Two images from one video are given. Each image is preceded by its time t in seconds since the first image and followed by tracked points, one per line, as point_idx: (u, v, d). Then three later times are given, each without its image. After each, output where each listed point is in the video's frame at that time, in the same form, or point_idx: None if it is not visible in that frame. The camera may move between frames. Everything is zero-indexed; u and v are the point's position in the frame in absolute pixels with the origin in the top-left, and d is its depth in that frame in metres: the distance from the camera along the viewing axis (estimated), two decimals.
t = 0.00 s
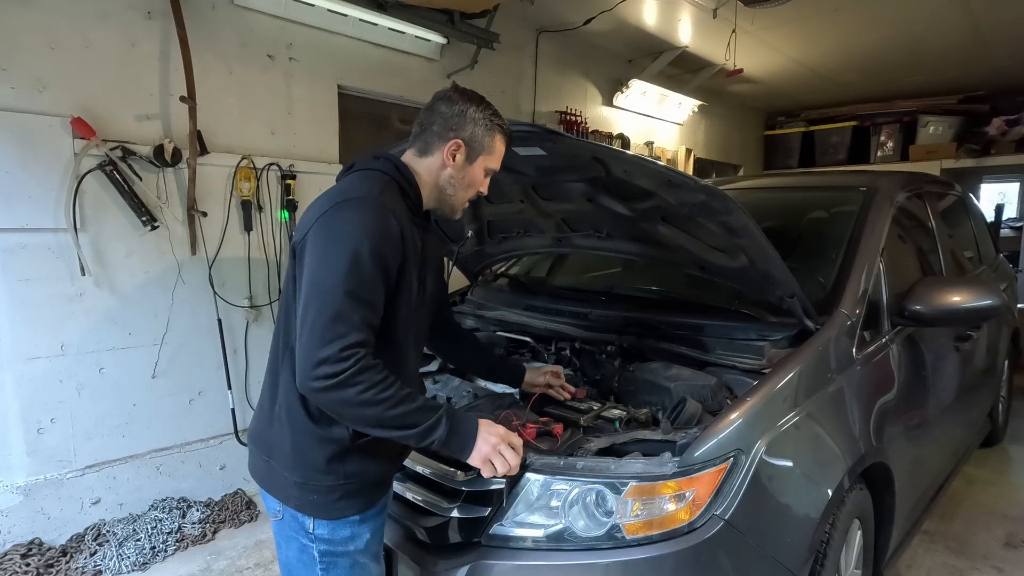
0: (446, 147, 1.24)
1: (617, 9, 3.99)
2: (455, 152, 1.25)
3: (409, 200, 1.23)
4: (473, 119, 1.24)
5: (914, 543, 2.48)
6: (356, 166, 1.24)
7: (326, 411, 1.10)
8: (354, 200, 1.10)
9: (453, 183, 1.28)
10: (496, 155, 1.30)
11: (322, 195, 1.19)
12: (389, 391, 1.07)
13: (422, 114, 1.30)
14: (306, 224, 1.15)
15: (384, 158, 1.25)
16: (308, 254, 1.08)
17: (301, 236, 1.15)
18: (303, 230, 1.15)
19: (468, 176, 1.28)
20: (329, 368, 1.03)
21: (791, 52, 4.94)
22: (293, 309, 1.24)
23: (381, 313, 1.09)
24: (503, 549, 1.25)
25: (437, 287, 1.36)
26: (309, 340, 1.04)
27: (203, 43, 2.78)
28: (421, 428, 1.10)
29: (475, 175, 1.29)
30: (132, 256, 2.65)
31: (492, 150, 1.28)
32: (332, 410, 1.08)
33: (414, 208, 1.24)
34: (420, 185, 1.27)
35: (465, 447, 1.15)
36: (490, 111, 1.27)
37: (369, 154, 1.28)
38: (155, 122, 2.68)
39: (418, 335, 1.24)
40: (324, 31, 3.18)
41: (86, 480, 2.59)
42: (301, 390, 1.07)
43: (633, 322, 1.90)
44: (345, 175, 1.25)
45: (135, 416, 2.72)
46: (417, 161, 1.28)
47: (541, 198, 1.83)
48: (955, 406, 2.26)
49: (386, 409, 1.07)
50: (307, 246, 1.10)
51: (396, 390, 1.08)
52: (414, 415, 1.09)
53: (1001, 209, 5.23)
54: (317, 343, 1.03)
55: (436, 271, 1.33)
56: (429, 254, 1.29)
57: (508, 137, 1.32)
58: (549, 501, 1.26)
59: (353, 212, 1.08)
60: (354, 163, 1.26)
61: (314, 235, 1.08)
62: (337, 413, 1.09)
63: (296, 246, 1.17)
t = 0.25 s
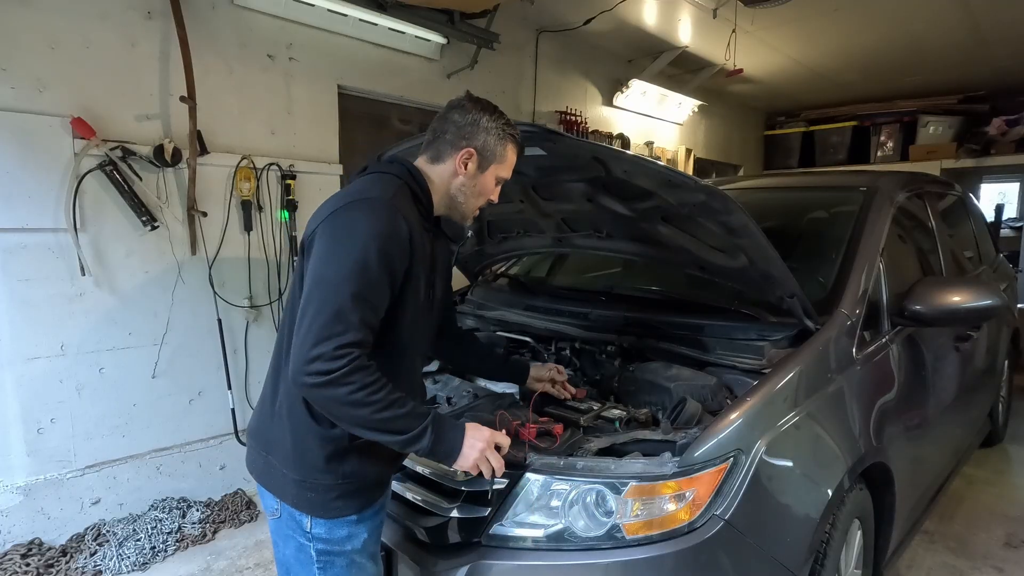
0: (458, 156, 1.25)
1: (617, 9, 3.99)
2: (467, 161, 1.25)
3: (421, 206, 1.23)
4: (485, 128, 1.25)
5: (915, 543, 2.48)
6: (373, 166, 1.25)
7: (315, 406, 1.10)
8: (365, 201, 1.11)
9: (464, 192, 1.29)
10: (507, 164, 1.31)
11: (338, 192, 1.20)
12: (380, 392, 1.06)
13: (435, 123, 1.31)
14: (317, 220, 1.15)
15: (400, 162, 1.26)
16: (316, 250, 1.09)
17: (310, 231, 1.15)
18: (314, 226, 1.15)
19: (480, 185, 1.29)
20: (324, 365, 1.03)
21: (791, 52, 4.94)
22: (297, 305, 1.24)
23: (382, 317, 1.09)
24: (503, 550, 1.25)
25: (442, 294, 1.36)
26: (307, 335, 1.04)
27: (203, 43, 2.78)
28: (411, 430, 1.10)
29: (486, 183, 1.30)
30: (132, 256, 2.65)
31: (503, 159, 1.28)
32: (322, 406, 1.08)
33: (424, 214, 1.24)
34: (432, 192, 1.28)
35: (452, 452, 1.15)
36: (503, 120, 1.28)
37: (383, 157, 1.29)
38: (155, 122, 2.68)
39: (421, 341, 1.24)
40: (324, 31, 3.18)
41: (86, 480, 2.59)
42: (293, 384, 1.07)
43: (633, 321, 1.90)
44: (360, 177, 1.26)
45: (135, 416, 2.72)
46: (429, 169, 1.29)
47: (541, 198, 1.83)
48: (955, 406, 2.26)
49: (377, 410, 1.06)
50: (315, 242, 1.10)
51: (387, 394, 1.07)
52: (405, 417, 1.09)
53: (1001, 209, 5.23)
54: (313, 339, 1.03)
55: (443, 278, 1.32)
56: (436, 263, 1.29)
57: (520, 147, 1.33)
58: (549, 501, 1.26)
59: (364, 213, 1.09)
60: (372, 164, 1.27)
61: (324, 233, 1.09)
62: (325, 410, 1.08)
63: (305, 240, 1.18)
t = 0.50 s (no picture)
0: (462, 157, 1.25)
1: (617, 8, 3.99)
2: (471, 162, 1.25)
3: (425, 209, 1.24)
4: (489, 129, 1.25)
5: (914, 543, 2.48)
6: (378, 169, 1.25)
7: (316, 407, 1.10)
8: (370, 203, 1.11)
9: (468, 193, 1.29)
10: (511, 165, 1.31)
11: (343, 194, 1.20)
12: (381, 394, 1.06)
13: (438, 124, 1.31)
14: (322, 222, 1.15)
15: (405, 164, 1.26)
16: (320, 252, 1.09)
17: (314, 233, 1.15)
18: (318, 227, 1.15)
19: (484, 186, 1.29)
20: (325, 366, 1.03)
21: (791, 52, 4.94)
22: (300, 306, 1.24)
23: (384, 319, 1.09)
24: (503, 549, 1.25)
25: (445, 296, 1.36)
26: (309, 336, 1.04)
27: (203, 43, 2.78)
28: (410, 432, 1.10)
29: (490, 185, 1.30)
30: (132, 256, 2.65)
31: (507, 160, 1.28)
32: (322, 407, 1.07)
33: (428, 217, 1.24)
34: (436, 194, 1.28)
35: (452, 445, 1.16)
36: (507, 121, 1.28)
37: (388, 158, 1.29)
38: (155, 122, 2.68)
39: (424, 343, 1.24)
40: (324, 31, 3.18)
41: (86, 480, 2.59)
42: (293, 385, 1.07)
43: (633, 321, 1.90)
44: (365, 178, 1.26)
45: (136, 416, 2.72)
46: (432, 170, 1.29)
47: (541, 198, 1.83)
48: (955, 406, 2.26)
49: (378, 411, 1.06)
50: (320, 244, 1.10)
51: (388, 395, 1.07)
52: (405, 419, 1.09)
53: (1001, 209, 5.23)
54: (315, 341, 1.03)
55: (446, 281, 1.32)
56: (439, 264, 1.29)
57: (524, 147, 1.33)
58: (549, 501, 1.26)
59: (368, 216, 1.09)
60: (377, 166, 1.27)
61: (328, 235, 1.09)
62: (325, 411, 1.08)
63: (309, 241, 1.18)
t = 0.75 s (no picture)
0: (463, 159, 1.25)
1: (617, 8, 3.99)
2: (472, 164, 1.26)
3: (426, 211, 1.24)
4: (490, 130, 1.24)
5: (914, 543, 2.48)
6: (379, 170, 1.25)
7: (313, 409, 1.10)
8: (371, 206, 1.11)
9: (470, 195, 1.29)
10: (513, 166, 1.31)
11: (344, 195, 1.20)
12: (379, 396, 1.06)
13: (439, 126, 1.31)
14: (322, 223, 1.15)
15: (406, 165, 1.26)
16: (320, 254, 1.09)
17: (315, 234, 1.15)
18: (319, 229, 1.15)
19: (486, 187, 1.30)
20: (323, 369, 1.03)
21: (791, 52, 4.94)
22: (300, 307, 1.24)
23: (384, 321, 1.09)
24: (503, 550, 1.25)
25: (445, 298, 1.36)
26: (307, 339, 1.04)
27: (203, 43, 2.78)
28: (408, 434, 1.10)
29: (492, 186, 1.30)
30: (132, 256, 2.65)
31: (509, 161, 1.28)
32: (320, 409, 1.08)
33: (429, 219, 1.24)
34: (438, 195, 1.29)
35: (451, 441, 1.17)
36: (509, 122, 1.27)
37: (389, 158, 1.29)
38: (155, 122, 2.68)
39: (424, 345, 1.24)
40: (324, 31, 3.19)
41: (86, 480, 2.59)
42: (291, 387, 1.07)
43: (633, 321, 1.90)
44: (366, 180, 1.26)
45: (136, 416, 2.72)
46: (434, 171, 1.29)
47: (541, 198, 1.83)
48: (955, 406, 2.26)
49: (376, 413, 1.07)
50: (320, 245, 1.10)
51: (387, 397, 1.07)
52: (403, 421, 1.09)
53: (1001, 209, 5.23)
54: (313, 344, 1.03)
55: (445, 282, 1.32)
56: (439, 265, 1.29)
57: (526, 148, 1.33)
58: (549, 501, 1.26)
59: (368, 219, 1.09)
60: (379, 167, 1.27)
61: (328, 238, 1.09)
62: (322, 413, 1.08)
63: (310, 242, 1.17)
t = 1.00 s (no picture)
0: (464, 160, 1.25)
1: (617, 8, 3.99)
2: (473, 165, 1.26)
3: (427, 213, 1.24)
4: (491, 131, 1.24)
5: (914, 543, 2.48)
6: (380, 171, 1.25)
7: (311, 409, 1.10)
8: (371, 208, 1.11)
9: (472, 196, 1.30)
10: (516, 167, 1.31)
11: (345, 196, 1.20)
12: (376, 397, 1.06)
13: (440, 127, 1.31)
14: (323, 223, 1.15)
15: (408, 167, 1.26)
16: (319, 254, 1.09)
17: (315, 234, 1.15)
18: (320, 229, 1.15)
19: (487, 188, 1.30)
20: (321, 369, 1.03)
21: (791, 52, 4.94)
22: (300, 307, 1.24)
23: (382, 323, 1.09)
24: (502, 549, 1.25)
25: (446, 300, 1.36)
26: (305, 340, 1.04)
27: (204, 43, 2.78)
28: (406, 435, 1.11)
29: (494, 187, 1.30)
30: (132, 256, 2.65)
31: (511, 162, 1.28)
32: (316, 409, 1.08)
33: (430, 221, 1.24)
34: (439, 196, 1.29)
35: (450, 442, 1.17)
36: (511, 122, 1.27)
37: (390, 159, 1.29)
38: (155, 122, 2.68)
39: (424, 346, 1.24)
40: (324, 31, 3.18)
41: (86, 480, 2.59)
42: (288, 386, 1.08)
43: (633, 321, 1.90)
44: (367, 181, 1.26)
45: (135, 416, 2.72)
46: (435, 172, 1.29)
47: (541, 198, 1.83)
48: (955, 406, 2.26)
49: (373, 414, 1.07)
50: (320, 246, 1.10)
51: (384, 398, 1.07)
52: (400, 422, 1.10)
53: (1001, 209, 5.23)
54: (311, 344, 1.03)
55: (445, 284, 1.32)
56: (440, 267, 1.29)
57: (528, 148, 1.33)
58: (549, 501, 1.26)
59: (368, 221, 1.09)
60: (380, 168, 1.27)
61: (328, 238, 1.09)
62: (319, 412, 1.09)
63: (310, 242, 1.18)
